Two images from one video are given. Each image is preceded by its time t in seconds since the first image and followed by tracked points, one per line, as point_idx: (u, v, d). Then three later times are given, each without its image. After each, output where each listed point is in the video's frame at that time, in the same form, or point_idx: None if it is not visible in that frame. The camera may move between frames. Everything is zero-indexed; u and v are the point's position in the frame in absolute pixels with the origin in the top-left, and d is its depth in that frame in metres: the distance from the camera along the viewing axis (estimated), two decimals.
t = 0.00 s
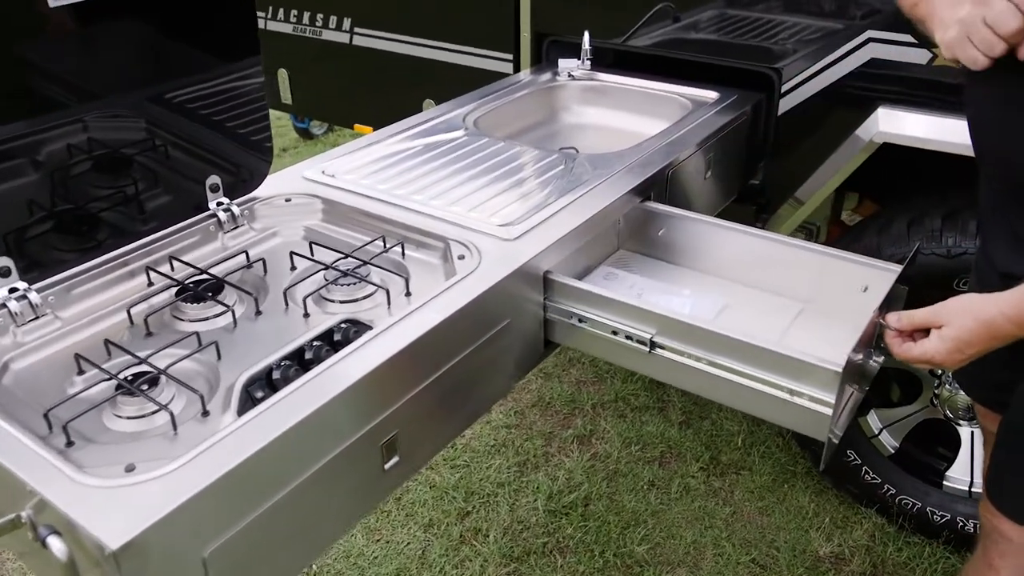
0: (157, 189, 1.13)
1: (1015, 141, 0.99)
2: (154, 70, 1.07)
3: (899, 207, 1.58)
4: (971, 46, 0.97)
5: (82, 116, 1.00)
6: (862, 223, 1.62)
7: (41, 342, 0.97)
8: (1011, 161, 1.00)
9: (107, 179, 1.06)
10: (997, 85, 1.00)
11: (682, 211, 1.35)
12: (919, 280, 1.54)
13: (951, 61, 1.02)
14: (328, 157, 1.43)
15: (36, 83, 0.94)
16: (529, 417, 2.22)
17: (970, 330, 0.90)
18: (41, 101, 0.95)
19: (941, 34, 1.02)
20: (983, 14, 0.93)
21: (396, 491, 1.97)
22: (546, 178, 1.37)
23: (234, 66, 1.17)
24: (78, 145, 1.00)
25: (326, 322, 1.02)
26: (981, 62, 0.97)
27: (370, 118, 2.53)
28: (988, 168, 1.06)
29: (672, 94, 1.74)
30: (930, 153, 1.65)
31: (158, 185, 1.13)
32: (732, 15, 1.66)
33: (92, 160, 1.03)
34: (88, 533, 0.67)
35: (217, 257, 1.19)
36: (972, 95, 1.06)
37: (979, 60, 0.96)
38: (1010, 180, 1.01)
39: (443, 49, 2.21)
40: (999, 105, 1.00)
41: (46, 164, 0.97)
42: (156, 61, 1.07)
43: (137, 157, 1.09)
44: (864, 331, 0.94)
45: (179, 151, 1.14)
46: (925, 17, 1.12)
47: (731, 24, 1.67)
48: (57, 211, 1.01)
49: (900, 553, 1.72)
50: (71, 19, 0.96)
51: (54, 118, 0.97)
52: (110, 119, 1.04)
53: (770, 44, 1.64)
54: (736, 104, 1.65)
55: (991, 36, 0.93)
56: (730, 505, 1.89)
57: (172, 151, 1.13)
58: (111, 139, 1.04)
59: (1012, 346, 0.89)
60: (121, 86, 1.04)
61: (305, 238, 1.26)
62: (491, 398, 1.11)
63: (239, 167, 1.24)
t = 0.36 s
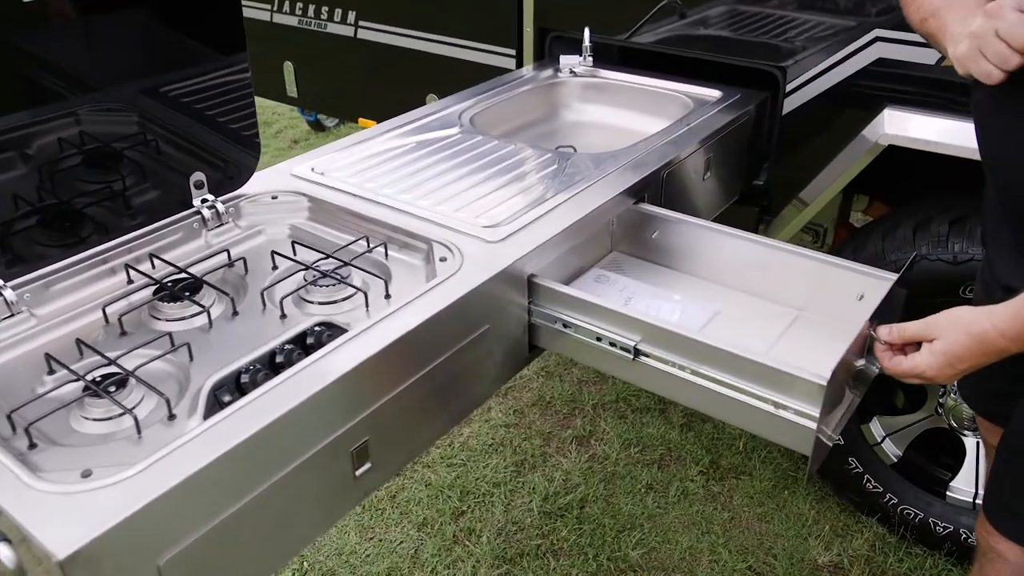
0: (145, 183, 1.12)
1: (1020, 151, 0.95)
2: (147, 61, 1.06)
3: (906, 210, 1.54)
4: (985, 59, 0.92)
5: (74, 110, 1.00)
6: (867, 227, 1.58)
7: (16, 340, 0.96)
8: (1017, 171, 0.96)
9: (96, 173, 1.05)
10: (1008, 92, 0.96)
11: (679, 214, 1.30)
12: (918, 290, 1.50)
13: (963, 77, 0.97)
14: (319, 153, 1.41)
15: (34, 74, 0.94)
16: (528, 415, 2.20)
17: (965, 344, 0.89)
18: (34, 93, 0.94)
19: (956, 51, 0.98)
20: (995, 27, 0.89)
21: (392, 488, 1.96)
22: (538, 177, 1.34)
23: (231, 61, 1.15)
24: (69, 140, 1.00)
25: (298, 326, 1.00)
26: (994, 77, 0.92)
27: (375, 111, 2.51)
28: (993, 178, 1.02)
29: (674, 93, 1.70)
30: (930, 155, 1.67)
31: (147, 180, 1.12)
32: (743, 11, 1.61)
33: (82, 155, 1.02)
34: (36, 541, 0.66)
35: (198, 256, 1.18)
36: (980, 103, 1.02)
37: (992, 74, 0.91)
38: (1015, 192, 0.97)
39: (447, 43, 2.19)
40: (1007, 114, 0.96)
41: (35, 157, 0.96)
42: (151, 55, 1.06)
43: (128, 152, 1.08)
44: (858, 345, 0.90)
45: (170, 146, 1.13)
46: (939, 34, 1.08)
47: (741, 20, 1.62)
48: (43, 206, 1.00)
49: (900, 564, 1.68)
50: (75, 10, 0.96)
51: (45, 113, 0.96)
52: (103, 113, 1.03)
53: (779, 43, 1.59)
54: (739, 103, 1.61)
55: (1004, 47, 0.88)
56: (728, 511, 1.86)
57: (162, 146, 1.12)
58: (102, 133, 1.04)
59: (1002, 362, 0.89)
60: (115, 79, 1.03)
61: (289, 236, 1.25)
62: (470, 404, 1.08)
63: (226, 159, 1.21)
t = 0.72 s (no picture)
0: (132, 176, 1.13)
1: (1009, 153, 0.93)
2: (140, 55, 1.07)
3: (903, 212, 1.51)
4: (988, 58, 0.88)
5: (65, 103, 1.01)
6: (862, 230, 1.55)
7: None
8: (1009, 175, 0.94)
9: (84, 166, 1.06)
10: (1003, 92, 0.93)
11: (667, 214, 1.29)
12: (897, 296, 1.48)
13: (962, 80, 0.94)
14: (306, 148, 1.41)
15: (34, 68, 0.96)
16: (523, 413, 2.19)
17: (937, 332, 0.86)
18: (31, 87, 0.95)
19: (954, 53, 0.95)
20: (998, 23, 0.86)
21: (383, 484, 1.95)
22: (523, 174, 1.33)
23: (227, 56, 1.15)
24: (59, 133, 1.02)
25: (271, 321, 1.00)
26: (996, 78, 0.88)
27: (374, 106, 2.51)
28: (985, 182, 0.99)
29: (666, 90, 1.69)
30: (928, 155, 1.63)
31: (133, 173, 1.13)
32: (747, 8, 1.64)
33: (72, 148, 1.03)
34: None
35: (179, 250, 1.17)
36: (975, 105, 1.00)
37: (996, 74, 0.88)
38: (1003, 195, 0.95)
39: (445, 38, 2.18)
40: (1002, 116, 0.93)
41: (24, 149, 0.98)
42: (142, 50, 1.07)
43: (115, 145, 1.09)
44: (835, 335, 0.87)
45: (159, 140, 1.14)
46: (932, 40, 1.05)
47: (744, 18, 1.65)
48: (29, 198, 1.01)
49: (893, 570, 1.66)
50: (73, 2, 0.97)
51: (37, 107, 0.98)
52: (92, 106, 1.04)
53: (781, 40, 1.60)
54: (733, 101, 1.59)
55: (1010, 43, 0.85)
56: (721, 513, 1.84)
57: (151, 140, 1.13)
58: (91, 126, 1.05)
59: (978, 358, 0.86)
60: (109, 72, 1.05)
61: (271, 231, 1.25)
62: (445, 403, 1.08)
63: (213, 154, 1.21)
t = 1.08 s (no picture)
0: (135, 164, 1.14)
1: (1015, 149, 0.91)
2: (146, 44, 1.08)
3: (913, 209, 1.48)
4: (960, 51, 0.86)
5: (72, 91, 1.02)
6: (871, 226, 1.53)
7: None
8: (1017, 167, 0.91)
9: (88, 154, 1.07)
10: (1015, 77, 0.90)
11: (669, 208, 1.27)
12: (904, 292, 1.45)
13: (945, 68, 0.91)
14: (309, 138, 1.41)
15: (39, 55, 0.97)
16: (529, 407, 2.18)
17: (932, 331, 0.85)
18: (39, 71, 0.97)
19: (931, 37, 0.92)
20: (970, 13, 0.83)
21: (387, 474, 1.96)
22: (524, 166, 1.32)
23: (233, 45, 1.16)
24: (65, 121, 1.03)
25: (263, 309, 1.00)
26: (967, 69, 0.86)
27: (385, 97, 2.52)
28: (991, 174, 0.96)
29: (674, 83, 1.67)
30: (939, 152, 1.59)
31: (137, 161, 1.13)
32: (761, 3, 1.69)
33: (77, 135, 1.04)
34: None
35: (178, 238, 1.18)
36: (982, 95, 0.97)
37: (964, 65, 0.86)
38: (1009, 192, 0.93)
39: (456, 30, 2.18)
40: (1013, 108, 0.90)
41: (31, 137, 0.99)
42: (149, 37, 1.07)
43: (120, 133, 1.09)
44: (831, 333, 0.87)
45: (163, 129, 1.14)
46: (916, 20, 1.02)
47: (757, 11, 1.71)
48: (32, 184, 1.02)
49: (897, 572, 1.64)
50: None
51: (43, 95, 0.99)
52: (99, 95, 1.05)
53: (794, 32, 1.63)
54: (742, 94, 1.57)
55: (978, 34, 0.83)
56: (725, 510, 1.82)
57: (155, 128, 1.13)
58: (97, 114, 1.06)
59: (973, 359, 0.84)
60: (116, 61, 1.06)
61: (270, 219, 1.25)
62: (437, 395, 1.07)
63: (216, 143, 1.21)
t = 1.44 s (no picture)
0: (136, 158, 1.14)
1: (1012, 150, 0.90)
2: (149, 39, 1.08)
3: (914, 211, 1.48)
4: (795, 187, 1.16)
5: (76, 85, 1.03)
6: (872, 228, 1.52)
7: None
8: (1015, 168, 0.90)
9: (90, 147, 1.08)
10: (1015, 77, 0.90)
11: (666, 207, 1.26)
12: (903, 294, 1.45)
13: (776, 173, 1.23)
14: (309, 133, 1.42)
15: (42, 48, 0.98)
16: (529, 405, 2.18)
17: (923, 332, 0.85)
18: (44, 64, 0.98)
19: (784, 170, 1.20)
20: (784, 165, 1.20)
21: (385, 470, 1.96)
22: (522, 163, 1.33)
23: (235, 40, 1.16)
24: (69, 114, 1.03)
25: (257, 303, 1.01)
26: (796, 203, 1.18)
27: (390, 95, 2.53)
28: (989, 175, 0.96)
29: (675, 82, 1.67)
30: (941, 154, 1.59)
31: (138, 155, 1.14)
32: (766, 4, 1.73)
33: (80, 129, 1.05)
34: None
35: (176, 230, 1.19)
36: (979, 95, 0.97)
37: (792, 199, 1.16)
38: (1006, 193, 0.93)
39: (461, 28, 2.19)
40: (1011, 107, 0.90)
41: (34, 129, 1.00)
42: (153, 32, 1.08)
43: (122, 127, 1.10)
44: (822, 332, 0.86)
45: (164, 123, 1.15)
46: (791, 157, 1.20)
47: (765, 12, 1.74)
48: (33, 176, 1.03)
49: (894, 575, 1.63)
50: None
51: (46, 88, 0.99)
52: (103, 89, 1.06)
53: (797, 34, 1.69)
54: (742, 94, 1.57)
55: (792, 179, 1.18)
56: (722, 511, 1.82)
57: (157, 122, 1.14)
58: (100, 108, 1.07)
59: (963, 362, 0.84)
60: (119, 55, 1.06)
61: (268, 214, 1.26)
62: (430, 390, 1.08)
63: (216, 137, 1.22)
